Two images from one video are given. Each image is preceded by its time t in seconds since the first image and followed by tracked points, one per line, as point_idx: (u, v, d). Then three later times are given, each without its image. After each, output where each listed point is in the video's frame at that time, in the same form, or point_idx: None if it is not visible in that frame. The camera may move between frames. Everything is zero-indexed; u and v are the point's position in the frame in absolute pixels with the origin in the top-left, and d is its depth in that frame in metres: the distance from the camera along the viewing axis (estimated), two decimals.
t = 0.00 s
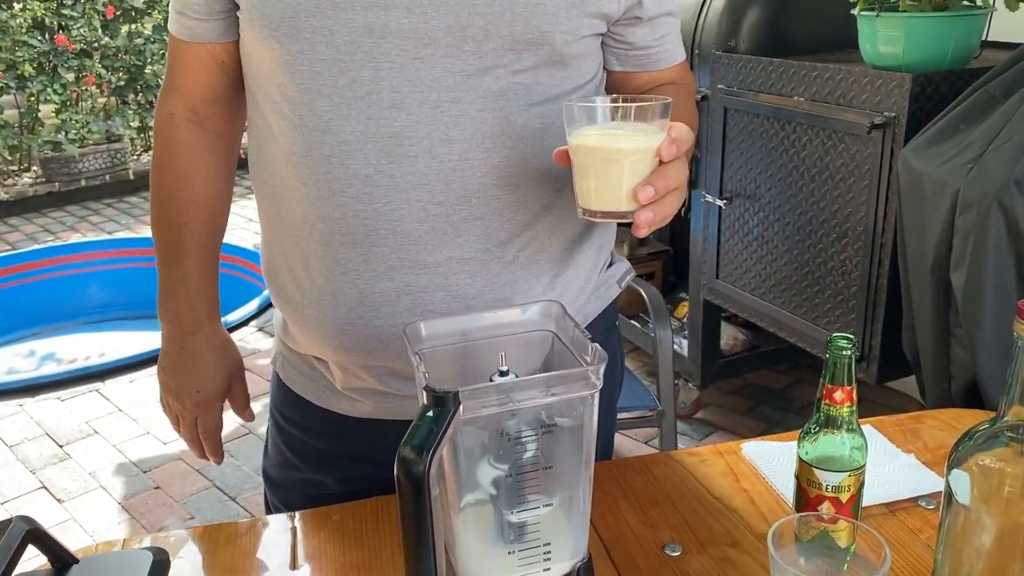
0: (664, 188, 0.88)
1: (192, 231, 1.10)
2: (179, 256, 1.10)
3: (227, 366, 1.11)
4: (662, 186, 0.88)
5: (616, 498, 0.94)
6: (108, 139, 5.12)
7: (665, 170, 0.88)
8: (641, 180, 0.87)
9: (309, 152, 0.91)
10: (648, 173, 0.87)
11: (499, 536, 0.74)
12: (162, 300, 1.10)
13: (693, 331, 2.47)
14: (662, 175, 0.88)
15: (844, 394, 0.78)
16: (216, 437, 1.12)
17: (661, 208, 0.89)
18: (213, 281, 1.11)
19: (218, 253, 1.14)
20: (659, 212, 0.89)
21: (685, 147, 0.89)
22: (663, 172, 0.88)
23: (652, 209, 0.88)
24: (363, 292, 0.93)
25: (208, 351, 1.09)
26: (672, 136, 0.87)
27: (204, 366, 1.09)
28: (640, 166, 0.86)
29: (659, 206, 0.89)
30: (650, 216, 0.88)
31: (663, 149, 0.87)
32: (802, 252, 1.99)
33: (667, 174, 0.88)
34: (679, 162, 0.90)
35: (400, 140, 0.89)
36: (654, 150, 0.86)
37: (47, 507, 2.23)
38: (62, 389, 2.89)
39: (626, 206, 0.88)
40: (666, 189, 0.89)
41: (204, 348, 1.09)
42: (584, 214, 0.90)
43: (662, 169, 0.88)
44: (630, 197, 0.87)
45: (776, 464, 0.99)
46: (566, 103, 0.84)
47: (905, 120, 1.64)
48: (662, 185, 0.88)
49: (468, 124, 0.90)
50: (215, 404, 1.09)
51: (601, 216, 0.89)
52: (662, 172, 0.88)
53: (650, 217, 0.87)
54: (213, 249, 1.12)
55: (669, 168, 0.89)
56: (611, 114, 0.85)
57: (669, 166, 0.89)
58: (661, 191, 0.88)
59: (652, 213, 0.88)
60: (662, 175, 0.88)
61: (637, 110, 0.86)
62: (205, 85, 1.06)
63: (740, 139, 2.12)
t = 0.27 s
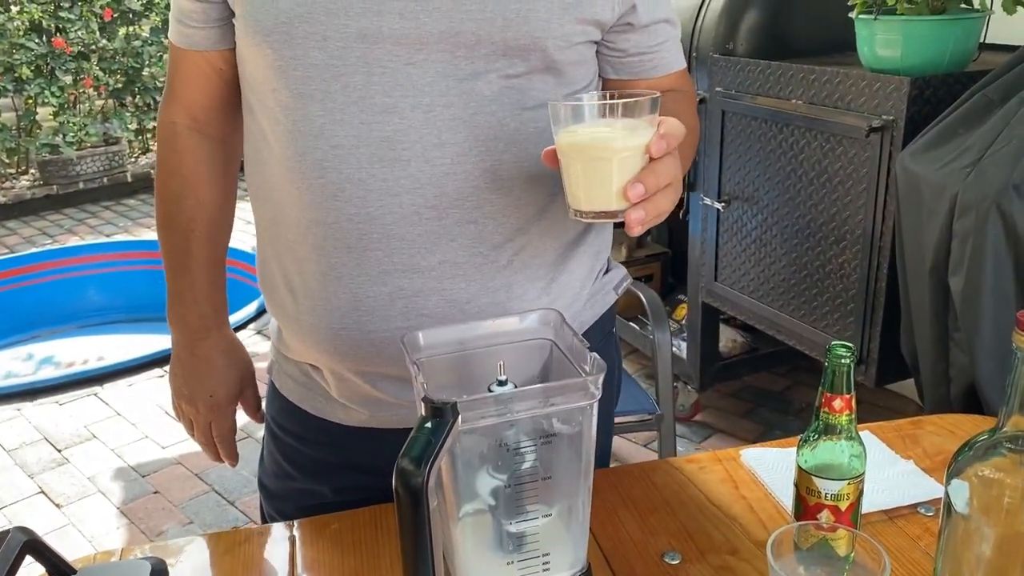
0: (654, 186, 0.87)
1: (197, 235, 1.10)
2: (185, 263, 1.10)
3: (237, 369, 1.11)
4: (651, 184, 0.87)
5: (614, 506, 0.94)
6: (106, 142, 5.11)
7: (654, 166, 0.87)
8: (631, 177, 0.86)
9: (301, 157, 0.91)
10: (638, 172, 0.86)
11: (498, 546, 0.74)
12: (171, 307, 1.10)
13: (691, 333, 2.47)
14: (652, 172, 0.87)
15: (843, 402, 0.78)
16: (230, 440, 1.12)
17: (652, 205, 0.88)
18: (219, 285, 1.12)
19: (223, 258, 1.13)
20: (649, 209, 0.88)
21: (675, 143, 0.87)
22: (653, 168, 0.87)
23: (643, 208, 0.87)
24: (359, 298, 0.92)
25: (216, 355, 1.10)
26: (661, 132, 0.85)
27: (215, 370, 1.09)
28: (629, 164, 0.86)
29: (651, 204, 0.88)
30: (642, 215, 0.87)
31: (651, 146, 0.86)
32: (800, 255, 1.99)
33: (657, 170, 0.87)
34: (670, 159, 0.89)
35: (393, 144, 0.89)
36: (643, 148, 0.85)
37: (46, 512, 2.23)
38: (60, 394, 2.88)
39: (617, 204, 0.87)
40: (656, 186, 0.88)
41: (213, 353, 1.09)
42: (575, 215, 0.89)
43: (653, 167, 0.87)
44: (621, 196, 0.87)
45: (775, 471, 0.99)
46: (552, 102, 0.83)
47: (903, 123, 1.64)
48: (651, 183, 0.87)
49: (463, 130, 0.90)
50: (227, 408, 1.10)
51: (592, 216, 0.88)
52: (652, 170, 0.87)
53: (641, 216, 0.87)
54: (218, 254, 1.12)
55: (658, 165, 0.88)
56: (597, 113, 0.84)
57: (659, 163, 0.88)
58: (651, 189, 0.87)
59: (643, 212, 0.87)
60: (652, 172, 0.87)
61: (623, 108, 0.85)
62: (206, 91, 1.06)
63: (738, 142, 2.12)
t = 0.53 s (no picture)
0: (649, 169, 0.82)
1: (190, 234, 1.09)
2: (179, 261, 1.09)
3: (228, 370, 1.11)
4: (646, 167, 0.82)
5: (613, 507, 0.94)
6: (103, 141, 5.10)
7: (650, 148, 0.82)
8: (625, 160, 0.81)
9: (294, 155, 0.91)
10: (632, 152, 0.81)
11: (498, 547, 0.74)
12: (164, 306, 1.10)
13: (689, 331, 2.47)
14: (648, 154, 0.82)
15: (843, 402, 0.78)
16: (220, 441, 1.12)
17: (645, 190, 0.83)
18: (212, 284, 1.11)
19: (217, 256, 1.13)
20: (643, 194, 0.83)
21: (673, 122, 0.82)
22: (649, 151, 0.82)
23: (636, 192, 0.82)
24: (354, 298, 0.92)
25: (208, 355, 1.09)
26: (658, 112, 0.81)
27: (206, 370, 1.09)
28: (623, 145, 0.81)
29: (644, 186, 0.83)
30: (633, 199, 0.82)
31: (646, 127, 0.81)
32: (799, 253, 1.99)
33: (654, 153, 0.82)
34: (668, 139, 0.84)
35: (384, 143, 0.89)
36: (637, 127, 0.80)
37: (44, 512, 2.23)
38: (58, 393, 2.88)
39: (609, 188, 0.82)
40: (652, 169, 0.83)
41: (205, 352, 1.09)
42: (565, 197, 0.85)
43: (649, 149, 0.82)
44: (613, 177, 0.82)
45: (775, 470, 0.99)
46: (544, 76, 0.80)
47: (902, 122, 1.64)
48: (646, 166, 0.82)
49: (457, 129, 0.89)
50: (216, 408, 1.10)
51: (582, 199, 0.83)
52: (648, 151, 0.82)
53: (633, 200, 0.81)
54: (212, 252, 1.11)
55: (655, 147, 0.82)
56: (591, 89, 0.79)
57: (656, 145, 0.82)
58: (646, 173, 0.82)
59: (636, 196, 0.82)
60: (648, 154, 0.82)
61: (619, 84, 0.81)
62: (200, 88, 1.06)
63: (737, 140, 2.12)
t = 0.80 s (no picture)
0: (649, 141, 0.77)
1: (185, 224, 1.08)
2: (173, 251, 1.08)
3: (222, 361, 1.09)
4: (646, 139, 0.77)
5: (612, 503, 0.93)
6: (99, 137, 5.08)
7: (652, 118, 0.77)
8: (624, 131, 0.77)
9: (284, 147, 0.91)
10: (633, 122, 0.77)
11: (497, 543, 0.74)
12: (158, 296, 1.08)
13: (688, 327, 2.47)
14: (648, 125, 0.77)
15: (845, 397, 0.77)
16: (211, 433, 1.09)
17: (645, 163, 0.78)
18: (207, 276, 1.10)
19: (213, 247, 1.12)
20: (643, 167, 0.78)
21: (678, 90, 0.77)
22: (649, 122, 0.77)
23: (636, 165, 0.77)
24: (342, 291, 0.91)
25: (201, 346, 1.07)
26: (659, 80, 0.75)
27: (199, 361, 1.07)
28: (621, 115, 0.76)
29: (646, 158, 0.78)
30: (630, 172, 0.77)
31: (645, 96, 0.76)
32: (798, 248, 1.99)
33: (655, 124, 0.77)
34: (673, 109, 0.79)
35: (375, 136, 0.88)
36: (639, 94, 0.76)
37: (39, 509, 2.22)
38: (53, 390, 2.87)
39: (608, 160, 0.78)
40: (652, 141, 0.78)
41: (198, 343, 1.07)
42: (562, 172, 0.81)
43: (650, 119, 0.77)
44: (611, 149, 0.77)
45: (775, 466, 0.98)
46: (541, 41, 0.77)
47: (901, 116, 1.63)
48: (646, 137, 0.77)
49: (450, 122, 0.88)
50: (210, 400, 1.07)
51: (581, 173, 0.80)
52: (648, 122, 0.77)
53: (631, 174, 0.77)
54: (208, 243, 1.11)
55: (656, 117, 0.77)
56: (588, 55, 0.75)
57: (658, 116, 0.77)
58: (645, 145, 0.77)
59: (634, 170, 0.77)
60: (647, 126, 0.77)
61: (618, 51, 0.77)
62: (197, 78, 1.05)
63: (735, 134, 2.11)
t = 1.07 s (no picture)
0: (663, 77, 0.70)
1: (182, 215, 1.06)
2: (170, 242, 1.06)
3: (222, 354, 1.06)
4: (660, 75, 0.70)
5: (614, 501, 0.91)
6: (93, 131, 5.04)
7: (666, 50, 0.70)
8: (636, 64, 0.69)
9: (282, 134, 0.89)
10: (644, 55, 0.69)
11: (499, 544, 0.72)
12: (155, 290, 1.06)
13: (686, 322, 2.45)
14: (662, 58, 0.69)
15: (855, 393, 0.76)
16: (212, 427, 1.07)
17: (659, 102, 0.71)
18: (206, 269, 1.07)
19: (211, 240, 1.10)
20: (657, 105, 0.71)
21: (692, 19, 0.70)
22: (663, 53, 0.69)
23: (650, 105, 0.70)
24: (344, 284, 0.89)
25: (199, 340, 1.05)
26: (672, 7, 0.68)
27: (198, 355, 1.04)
28: (632, 48, 0.69)
29: (659, 98, 0.71)
30: (645, 113, 0.70)
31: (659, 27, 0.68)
32: (799, 242, 1.97)
33: (669, 57, 0.70)
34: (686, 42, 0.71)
35: (375, 123, 0.86)
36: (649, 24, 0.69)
37: (33, 506, 2.19)
38: (47, 386, 2.84)
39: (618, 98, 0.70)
40: (667, 77, 0.70)
41: (197, 336, 1.04)
42: (564, 119, 0.73)
43: (663, 52, 0.70)
44: (620, 86, 0.69)
45: (781, 463, 0.96)
46: None
47: (904, 107, 1.61)
48: (660, 73, 0.69)
49: (451, 108, 0.86)
50: (210, 393, 1.05)
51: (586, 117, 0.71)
52: (662, 55, 0.69)
53: (645, 114, 0.70)
54: (205, 235, 1.08)
55: (670, 49, 0.70)
56: None
57: (672, 48, 0.70)
58: (659, 79, 0.70)
59: (648, 110, 0.70)
60: (661, 58, 0.69)
61: None
62: (194, 66, 1.03)
63: (735, 127, 2.08)
